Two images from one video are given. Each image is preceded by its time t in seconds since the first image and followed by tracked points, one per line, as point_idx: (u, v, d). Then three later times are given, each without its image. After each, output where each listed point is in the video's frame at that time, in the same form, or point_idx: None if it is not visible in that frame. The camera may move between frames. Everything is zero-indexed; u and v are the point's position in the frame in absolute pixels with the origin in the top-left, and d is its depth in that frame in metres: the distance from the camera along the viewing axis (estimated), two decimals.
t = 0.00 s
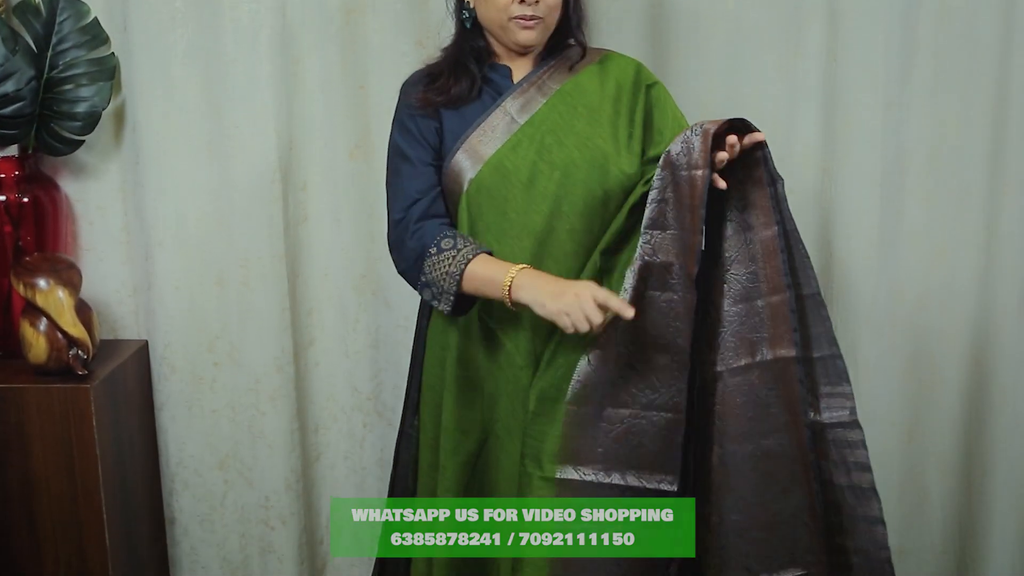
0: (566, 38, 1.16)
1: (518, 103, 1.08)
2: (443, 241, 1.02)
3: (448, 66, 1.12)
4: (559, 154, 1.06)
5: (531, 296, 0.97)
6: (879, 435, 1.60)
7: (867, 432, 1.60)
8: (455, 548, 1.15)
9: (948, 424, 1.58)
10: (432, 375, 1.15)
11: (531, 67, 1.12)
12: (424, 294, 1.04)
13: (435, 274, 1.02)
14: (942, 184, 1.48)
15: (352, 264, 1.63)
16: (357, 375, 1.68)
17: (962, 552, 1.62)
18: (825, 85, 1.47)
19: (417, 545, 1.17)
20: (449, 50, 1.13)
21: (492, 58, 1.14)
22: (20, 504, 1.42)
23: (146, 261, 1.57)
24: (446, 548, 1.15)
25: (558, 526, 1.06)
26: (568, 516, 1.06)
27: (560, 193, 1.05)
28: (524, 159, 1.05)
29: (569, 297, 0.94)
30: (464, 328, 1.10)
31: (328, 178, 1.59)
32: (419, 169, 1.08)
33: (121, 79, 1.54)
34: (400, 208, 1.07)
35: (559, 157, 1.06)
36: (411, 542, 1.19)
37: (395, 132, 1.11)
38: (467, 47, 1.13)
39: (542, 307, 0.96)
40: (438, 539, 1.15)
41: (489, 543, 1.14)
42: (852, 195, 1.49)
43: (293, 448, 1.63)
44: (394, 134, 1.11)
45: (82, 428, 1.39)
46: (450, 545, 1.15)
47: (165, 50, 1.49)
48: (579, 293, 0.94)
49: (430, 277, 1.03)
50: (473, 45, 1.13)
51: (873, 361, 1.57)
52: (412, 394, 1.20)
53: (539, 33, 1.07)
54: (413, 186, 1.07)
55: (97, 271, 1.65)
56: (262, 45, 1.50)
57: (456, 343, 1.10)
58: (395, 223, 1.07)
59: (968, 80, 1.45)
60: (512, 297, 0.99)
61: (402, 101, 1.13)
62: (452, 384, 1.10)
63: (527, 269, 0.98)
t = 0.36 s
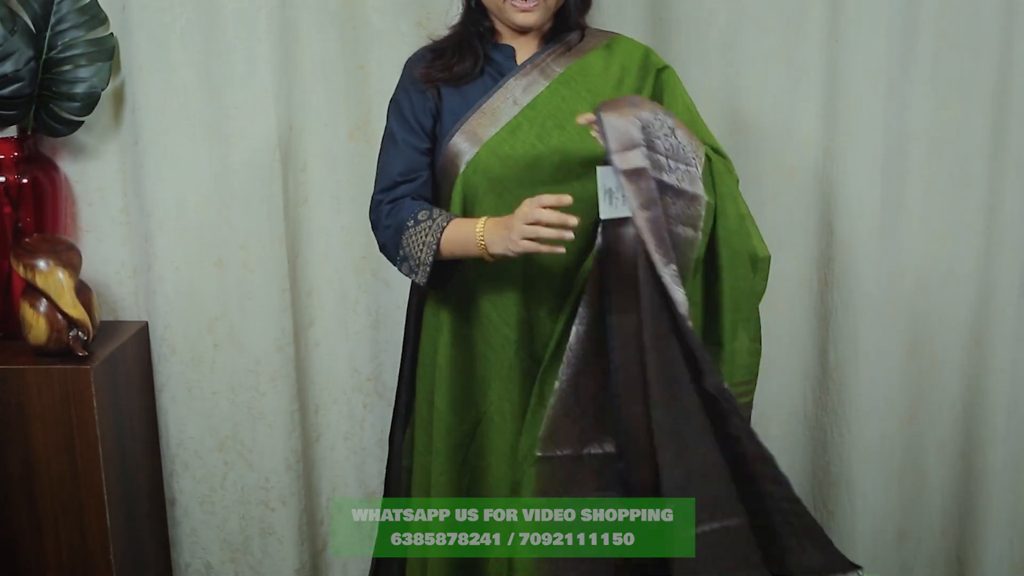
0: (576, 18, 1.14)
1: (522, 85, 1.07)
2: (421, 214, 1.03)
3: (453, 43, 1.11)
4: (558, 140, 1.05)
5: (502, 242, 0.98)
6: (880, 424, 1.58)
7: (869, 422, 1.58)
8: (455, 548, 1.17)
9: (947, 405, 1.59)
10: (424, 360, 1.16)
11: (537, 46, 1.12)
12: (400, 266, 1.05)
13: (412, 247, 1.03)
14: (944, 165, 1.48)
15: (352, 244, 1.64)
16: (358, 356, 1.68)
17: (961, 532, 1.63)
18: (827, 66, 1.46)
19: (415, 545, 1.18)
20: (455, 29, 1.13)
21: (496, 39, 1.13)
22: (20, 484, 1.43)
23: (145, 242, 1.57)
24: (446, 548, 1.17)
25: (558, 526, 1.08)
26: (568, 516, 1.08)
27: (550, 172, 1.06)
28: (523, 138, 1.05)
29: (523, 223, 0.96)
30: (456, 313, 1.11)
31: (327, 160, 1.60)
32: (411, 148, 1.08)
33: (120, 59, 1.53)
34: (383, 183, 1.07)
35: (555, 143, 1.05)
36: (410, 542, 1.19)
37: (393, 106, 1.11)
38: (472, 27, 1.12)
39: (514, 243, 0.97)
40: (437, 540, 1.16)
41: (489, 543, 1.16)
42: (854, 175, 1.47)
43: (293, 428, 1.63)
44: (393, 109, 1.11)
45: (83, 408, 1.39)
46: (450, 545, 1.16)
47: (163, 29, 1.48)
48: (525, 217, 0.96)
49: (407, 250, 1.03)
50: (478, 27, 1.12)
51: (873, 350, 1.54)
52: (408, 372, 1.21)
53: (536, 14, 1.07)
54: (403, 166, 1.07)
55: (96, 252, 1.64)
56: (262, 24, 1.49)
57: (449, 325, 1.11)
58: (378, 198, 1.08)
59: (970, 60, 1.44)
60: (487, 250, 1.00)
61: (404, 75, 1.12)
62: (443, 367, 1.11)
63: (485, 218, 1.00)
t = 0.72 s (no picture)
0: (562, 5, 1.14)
1: (515, 79, 1.05)
2: (440, 188, 1.02)
3: (445, 43, 1.10)
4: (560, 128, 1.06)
5: (543, 182, 0.98)
6: (881, 413, 1.58)
7: (869, 414, 1.57)
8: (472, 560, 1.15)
9: (947, 398, 1.59)
10: (435, 355, 1.14)
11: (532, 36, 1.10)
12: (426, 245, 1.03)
13: (436, 220, 1.01)
14: (944, 157, 1.47)
15: (352, 236, 1.64)
16: (358, 348, 1.68)
17: (961, 525, 1.63)
18: (828, 58, 1.45)
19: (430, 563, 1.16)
20: (443, 31, 1.11)
21: (488, 35, 1.11)
22: (20, 475, 1.43)
23: (145, 233, 1.57)
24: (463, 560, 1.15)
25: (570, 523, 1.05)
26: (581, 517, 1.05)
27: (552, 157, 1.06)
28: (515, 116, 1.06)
29: (570, 151, 0.96)
30: (470, 297, 1.11)
31: (326, 150, 1.60)
32: (417, 143, 1.08)
33: (119, 50, 1.53)
34: (394, 178, 1.06)
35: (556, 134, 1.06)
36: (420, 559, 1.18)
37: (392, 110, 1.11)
38: (462, 28, 1.10)
39: (561, 178, 0.97)
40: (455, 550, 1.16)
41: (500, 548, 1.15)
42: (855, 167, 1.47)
43: (293, 420, 1.64)
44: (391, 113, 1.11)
45: (82, 400, 1.39)
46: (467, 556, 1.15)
47: (161, 19, 1.47)
48: (576, 140, 0.96)
49: (431, 225, 1.02)
50: (466, 26, 1.11)
51: (873, 340, 1.54)
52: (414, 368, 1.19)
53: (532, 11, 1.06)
54: (415, 158, 1.07)
55: (96, 243, 1.64)
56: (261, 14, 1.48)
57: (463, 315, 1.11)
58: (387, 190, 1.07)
59: (972, 51, 1.43)
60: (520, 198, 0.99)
61: (401, 77, 1.11)
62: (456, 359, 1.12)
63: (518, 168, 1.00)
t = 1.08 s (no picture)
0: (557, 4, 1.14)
1: (521, 80, 1.07)
2: (457, 211, 1.01)
3: (445, 50, 1.09)
4: (567, 132, 1.03)
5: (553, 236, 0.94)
6: (881, 413, 1.58)
7: (869, 414, 1.57)
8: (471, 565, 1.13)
9: (947, 400, 1.59)
10: (441, 366, 1.12)
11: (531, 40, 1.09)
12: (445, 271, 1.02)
13: (452, 244, 1.01)
14: (944, 158, 1.47)
15: (352, 239, 1.64)
16: (358, 350, 1.68)
17: (962, 528, 1.63)
18: (829, 58, 1.45)
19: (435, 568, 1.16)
20: (436, 39, 1.10)
21: (484, 39, 1.11)
22: (20, 476, 1.43)
23: (145, 234, 1.57)
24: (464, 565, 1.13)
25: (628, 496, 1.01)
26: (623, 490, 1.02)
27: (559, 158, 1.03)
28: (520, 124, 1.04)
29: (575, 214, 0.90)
30: (489, 315, 1.09)
31: (326, 151, 1.60)
32: (430, 151, 1.06)
33: (119, 52, 1.53)
34: (409, 192, 1.05)
35: (564, 139, 1.03)
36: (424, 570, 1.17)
37: (396, 120, 1.09)
38: (458, 34, 1.10)
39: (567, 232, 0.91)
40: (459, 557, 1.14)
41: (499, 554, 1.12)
42: (856, 166, 1.47)
43: (293, 422, 1.64)
44: (395, 124, 1.09)
45: (83, 402, 1.39)
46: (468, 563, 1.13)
47: (161, 20, 1.47)
48: (582, 196, 0.89)
49: (448, 249, 1.01)
50: (461, 33, 1.10)
51: (873, 340, 1.54)
52: (419, 375, 1.17)
53: (532, 17, 1.05)
54: (429, 170, 1.05)
55: (96, 245, 1.64)
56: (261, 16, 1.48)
57: (481, 325, 1.08)
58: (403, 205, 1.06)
59: (972, 52, 1.43)
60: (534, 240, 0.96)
61: (402, 86, 1.09)
62: (467, 373, 1.10)
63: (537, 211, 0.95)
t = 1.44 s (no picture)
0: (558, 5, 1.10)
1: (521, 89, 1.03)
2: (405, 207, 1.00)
3: (439, 56, 1.06)
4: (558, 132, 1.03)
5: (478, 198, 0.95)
6: (881, 416, 1.58)
7: (869, 418, 1.57)
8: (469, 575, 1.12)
9: (947, 404, 1.59)
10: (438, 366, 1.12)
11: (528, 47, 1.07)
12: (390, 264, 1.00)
13: (398, 237, 0.99)
14: (944, 161, 1.47)
15: (352, 244, 1.63)
16: (358, 355, 1.68)
17: (963, 533, 1.63)
18: (829, 62, 1.45)
19: None
20: (434, 42, 1.07)
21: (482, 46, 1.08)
22: (21, 482, 1.43)
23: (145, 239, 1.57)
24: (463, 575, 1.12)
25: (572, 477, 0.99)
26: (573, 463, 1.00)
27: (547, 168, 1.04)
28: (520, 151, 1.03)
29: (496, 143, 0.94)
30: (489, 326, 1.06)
31: (326, 156, 1.60)
32: (405, 162, 1.04)
33: (119, 57, 1.53)
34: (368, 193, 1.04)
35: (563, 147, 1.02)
36: None
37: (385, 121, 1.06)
38: (455, 38, 1.07)
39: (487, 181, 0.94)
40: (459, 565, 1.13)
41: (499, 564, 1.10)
42: (856, 171, 1.47)
43: (293, 427, 1.63)
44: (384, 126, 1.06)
45: (83, 407, 1.39)
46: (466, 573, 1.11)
47: (161, 25, 1.47)
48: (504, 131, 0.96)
49: (393, 242, 0.99)
50: (459, 36, 1.07)
51: (873, 343, 1.54)
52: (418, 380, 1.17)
53: (527, 26, 1.03)
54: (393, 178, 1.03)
55: (96, 250, 1.64)
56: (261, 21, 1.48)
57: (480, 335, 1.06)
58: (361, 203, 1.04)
59: (972, 56, 1.43)
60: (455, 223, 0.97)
61: (393, 94, 1.07)
62: (465, 379, 1.10)
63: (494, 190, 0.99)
